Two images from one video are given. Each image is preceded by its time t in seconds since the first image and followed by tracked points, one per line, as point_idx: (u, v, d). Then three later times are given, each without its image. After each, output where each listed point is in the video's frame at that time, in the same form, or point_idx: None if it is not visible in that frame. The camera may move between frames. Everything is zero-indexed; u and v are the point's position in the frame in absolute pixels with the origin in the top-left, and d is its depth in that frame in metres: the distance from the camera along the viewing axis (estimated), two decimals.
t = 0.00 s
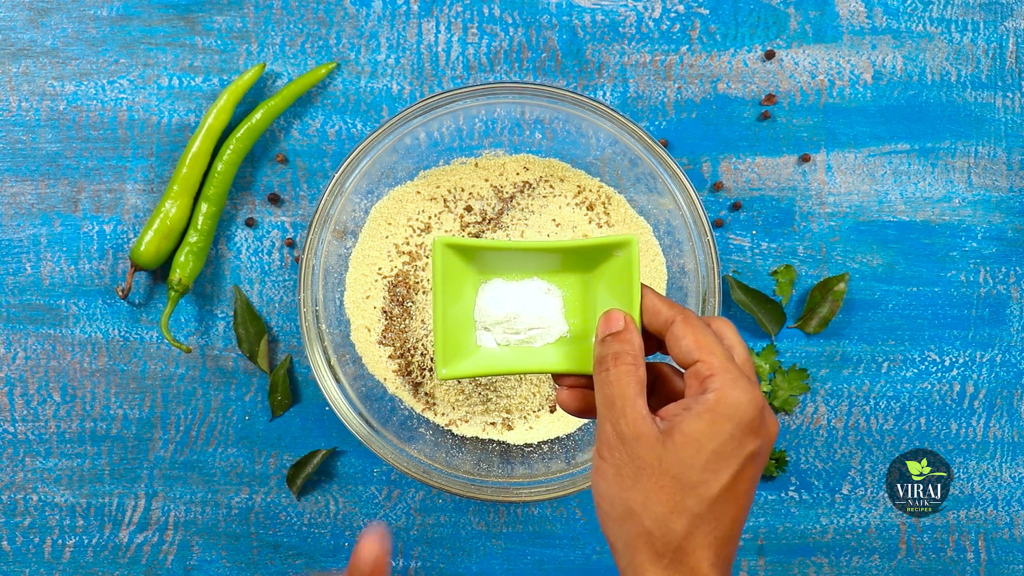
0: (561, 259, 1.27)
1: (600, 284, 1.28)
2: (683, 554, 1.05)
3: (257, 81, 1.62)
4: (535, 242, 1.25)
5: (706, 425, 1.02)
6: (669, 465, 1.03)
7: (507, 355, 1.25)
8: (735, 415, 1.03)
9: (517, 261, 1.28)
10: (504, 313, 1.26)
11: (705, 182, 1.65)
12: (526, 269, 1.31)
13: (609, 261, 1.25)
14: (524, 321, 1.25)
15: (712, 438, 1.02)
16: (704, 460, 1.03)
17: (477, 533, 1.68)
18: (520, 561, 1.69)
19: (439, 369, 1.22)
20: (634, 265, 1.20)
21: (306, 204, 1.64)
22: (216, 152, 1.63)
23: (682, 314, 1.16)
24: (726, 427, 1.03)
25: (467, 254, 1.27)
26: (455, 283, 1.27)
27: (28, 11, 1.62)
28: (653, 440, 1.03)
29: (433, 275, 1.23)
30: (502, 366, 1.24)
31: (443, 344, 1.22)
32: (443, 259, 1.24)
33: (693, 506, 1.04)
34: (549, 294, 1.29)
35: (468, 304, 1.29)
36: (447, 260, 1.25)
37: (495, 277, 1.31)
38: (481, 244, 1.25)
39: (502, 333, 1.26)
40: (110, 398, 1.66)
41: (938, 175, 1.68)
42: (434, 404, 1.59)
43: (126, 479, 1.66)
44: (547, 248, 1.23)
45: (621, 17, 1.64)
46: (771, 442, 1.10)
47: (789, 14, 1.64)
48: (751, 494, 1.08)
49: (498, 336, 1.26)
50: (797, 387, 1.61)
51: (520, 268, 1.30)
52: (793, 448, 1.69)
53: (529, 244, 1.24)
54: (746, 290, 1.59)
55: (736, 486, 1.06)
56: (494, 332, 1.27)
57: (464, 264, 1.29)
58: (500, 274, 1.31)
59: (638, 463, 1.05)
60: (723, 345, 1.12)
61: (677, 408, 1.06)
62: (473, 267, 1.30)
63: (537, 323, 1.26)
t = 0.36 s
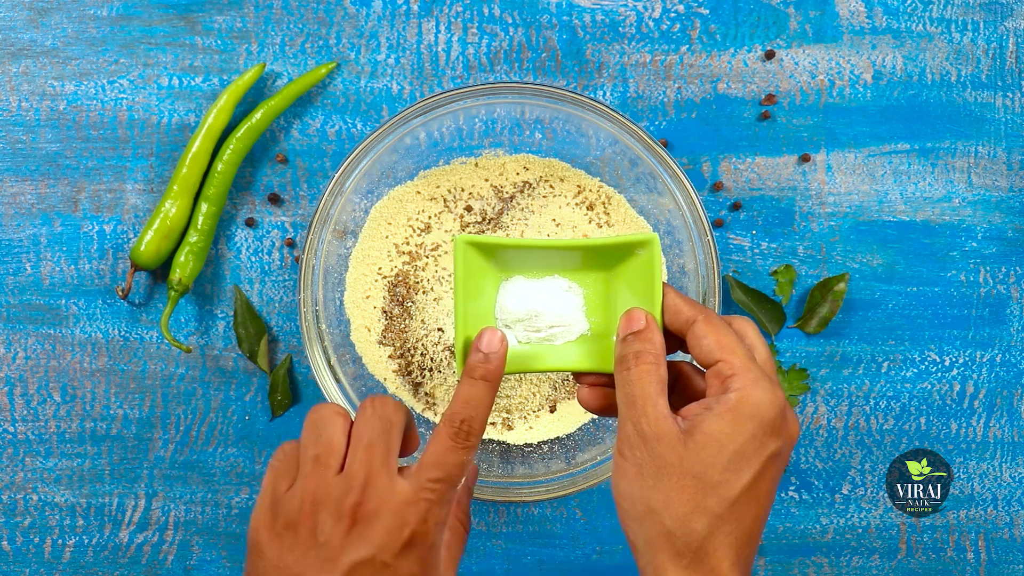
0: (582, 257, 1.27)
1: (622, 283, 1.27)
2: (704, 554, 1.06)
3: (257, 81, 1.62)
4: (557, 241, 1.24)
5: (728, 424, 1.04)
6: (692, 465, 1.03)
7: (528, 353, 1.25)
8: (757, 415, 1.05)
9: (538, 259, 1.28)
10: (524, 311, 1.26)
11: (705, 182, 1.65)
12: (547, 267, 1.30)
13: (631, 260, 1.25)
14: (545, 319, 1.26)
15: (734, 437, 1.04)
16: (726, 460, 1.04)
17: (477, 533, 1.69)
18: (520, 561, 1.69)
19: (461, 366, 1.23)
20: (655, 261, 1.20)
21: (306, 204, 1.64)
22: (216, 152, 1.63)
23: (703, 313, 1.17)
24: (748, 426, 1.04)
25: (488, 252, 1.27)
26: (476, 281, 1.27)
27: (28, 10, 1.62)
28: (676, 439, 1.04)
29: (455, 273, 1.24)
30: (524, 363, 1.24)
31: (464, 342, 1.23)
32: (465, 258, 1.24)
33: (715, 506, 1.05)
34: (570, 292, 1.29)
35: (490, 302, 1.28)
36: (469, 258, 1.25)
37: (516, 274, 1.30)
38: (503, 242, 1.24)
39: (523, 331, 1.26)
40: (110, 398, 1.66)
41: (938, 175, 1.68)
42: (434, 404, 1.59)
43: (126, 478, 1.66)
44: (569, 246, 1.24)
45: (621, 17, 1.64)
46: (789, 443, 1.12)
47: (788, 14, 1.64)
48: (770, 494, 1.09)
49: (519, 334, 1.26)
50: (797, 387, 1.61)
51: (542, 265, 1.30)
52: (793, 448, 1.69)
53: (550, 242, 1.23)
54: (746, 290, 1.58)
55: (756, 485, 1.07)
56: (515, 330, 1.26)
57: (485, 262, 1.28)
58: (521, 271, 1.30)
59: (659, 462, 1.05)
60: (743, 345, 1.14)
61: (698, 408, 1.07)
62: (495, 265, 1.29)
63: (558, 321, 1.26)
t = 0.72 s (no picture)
0: (570, 256, 1.27)
1: (609, 283, 1.28)
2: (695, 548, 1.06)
3: (257, 81, 1.62)
4: (546, 240, 1.25)
5: (717, 420, 1.04)
6: (681, 460, 1.04)
7: (517, 352, 1.24)
8: (745, 411, 1.04)
9: (527, 258, 1.28)
10: (514, 310, 1.25)
11: (705, 182, 1.65)
12: (535, 266, 1.30)
13: (617, 260, 1.26)
14: (534, 318, 1.25)
15: (722, 433, 1.04)
16: (715, 455, 1.04)
17: (477, 533, 1.69)
18: (520, 561, 1.69)
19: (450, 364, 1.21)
20: (643, 261, 1.20)
21: (306, 205, 1.64)
22: (216, 152, 1.63)
23: (690, 311, 1.16)
24: (736, 422, 1.04)
25: (478, 251, 1.27)
26: (466, 281, 1.26)
27: (28, 10, 1.62)
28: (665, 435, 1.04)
29: (445, 273, 1.23)
30: (513, 362, 1.23)
31: (454, 341, 1.21)
32: (454, 257, 1.24)
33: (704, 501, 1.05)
34: (559, 292, 1.29)
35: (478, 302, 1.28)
36: (458, 258, 1.25)
37: (505, 274, 1.30)
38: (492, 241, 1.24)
39: (512, 330, 1.26)
40: (110, 398, 1.66)
41: (938, 175, 1.68)
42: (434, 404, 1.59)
43: (126, 478, 1.66)
44: (558, 245, 1.24)
45: (621, 17, 1.64)
46: (780, 437, 1.11)
47: (789, 14, 1.64)
48: (760, 489, 1.09)
49: (508, 333, 1.26)
50: (797, 387, 1.61)
51: (529, 265, 1.30)
52: (793, 448, 1.69)
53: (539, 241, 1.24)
54: (746, 290, 1.59)
55: (746, 481, 1.07)
56: (504, 329, 1.26)
57: (474, 262, 1.28)
58: (509, 271, 1.30)
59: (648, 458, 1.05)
60: (732, 341, 1.13)
61: (687, 404, 1.06)
62: (484, 266, 1.30)
63: (546, 320, 1.25)
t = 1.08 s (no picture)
0: (561, 270, 1.28)
1: (600, 295, 1.27)
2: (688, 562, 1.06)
3: (257, 81, 1.62)
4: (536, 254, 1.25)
5: (706, 434, 1.03)
6: (671, 475, 1.04)
7: (506, 364, 1.25)
8: (735, 424, 1.04)
9: (516, 271, 1.29)
10: (502, 323, 1.25)
11: (705, 182, 1.65)
12: (526, 279, 1.30)
13: (608, 272, 1.26)
14: (523, 331, 1.25)
15: (712, 446, 1.03)
16: (706, 469, 1.04)
17: (477, 533, 1.68)
18: (520, 562, 1.69)
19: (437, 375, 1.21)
20: (632, 275, 1.20)
21: (306, 205, 1.64)
22: (216, 152, 1.63)
23: (677, 325, 1.16)
24: (726, 435, 1.04)
25: (467, 264, 1.27)
26: (456, 294, 1.27)
27: (28, 10, 1.62)
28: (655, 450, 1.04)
29: (433, 287, 1.23)
30: (501, 375, 1.23)
31: (442, 354, 1.22)
32: (443, 270, 1.24)
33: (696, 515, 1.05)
34: (549, 305, 1.29)
35: (467, 315, 1.28)
36: (447, 270, 1.25)
37: (496, 287, 1.30)
38: (481, 254, 1.24)
39: (501, 343, 1.26)
40: (110, 398, 1.66)
41: (938, 175, 1.68)
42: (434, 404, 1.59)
43: (126, 479, 1.66)
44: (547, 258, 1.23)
45: (621, 17, 1.64)
46: (771, 447, 1.11)
47: (788, 14, 1.64)
48: (753, 501, 1.09)
49: (497, 345, 1.26)
50: (797, 387, 1.62)
51: (519, 278, 1.30)
52: (793, 448, 1.69)
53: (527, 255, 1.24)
54: (746, 290, 1.59)
55: (738, 493, 1.06)
56: (493, 341, 1.27)
57: (463, 274, 1.28)
58: (500, 284, 1.31)
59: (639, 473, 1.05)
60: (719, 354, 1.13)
61: (678, 418, 1.06)
62: (474, 279, 1.30)
63: (535, 333, 1.25)
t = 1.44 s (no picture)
0: (558, 270, 1.28)
1: (596, 295, 1.28)
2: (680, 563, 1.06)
3: (257, 81, 1.62)
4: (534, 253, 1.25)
5: (700, 435, 1.03)
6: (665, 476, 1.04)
7: (502, 362, 1.25)
8: (728, 426, 1.04)
9: (514, 270, 1.29)
10: (499, 321, 1.25)
11: (705, 182, 1.65)
12: (524, 278, 1.31)
13: (604, 273, 1.26)
14: (520, 330, 1.25)
15: (706, 448, 1.04)
16: (699, 470, 1.04)
17: (477, 533, 1.69)
18: (520, 561, 1.69)
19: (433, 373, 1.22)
20: (629, 277, 1.21)
21: (306, 205, 1.64)
22: (216, 152, 1.63)
23: (673, 327, 1.16)
24: (720, 437, 1.04)
25: (465, 263, 1.27)
26: (453, 291, 1.27)
27: (28, 10, 1.62)
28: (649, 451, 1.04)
29: (431, 283, 1.23)
30: (497, 374, 1.23)
31: (438, 350, 1.22)
32: (441, 267, 1.24)
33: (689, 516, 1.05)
34: (546, 304, 1.30)
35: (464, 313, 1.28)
36: (445, 268, 1.25)
37: (493, 286, 1.30)
38: (479, 253, 1.24)
39: (497, 341, 1.26)
40: (110, 398, 1.66)
41: (938, 175, 1.68)
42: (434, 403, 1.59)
43: (126, 478, 1.66)
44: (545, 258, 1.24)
45: (621, 17, 1.64)
46: (765, 449, 1.11)
47: (788, 14, 1.64)
48: (746, 503, 1.09)
49: (493, 344, 1.26)
50: (797, 387, 1.62)
51: (517, 277, 1.30)
52: (793, 449, 1.69)
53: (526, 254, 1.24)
54: (746, 290, 1.59)
55: (732, 495, 1.06)
56: (490, 339, 1.26)
57: (461, 273, 1.29)
58: (497, 283, 1.31)
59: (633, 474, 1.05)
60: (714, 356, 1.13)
61: (673, 419, 1.06)
62: (472, 277, 1.30)
63: (532, 332, 1.25)
